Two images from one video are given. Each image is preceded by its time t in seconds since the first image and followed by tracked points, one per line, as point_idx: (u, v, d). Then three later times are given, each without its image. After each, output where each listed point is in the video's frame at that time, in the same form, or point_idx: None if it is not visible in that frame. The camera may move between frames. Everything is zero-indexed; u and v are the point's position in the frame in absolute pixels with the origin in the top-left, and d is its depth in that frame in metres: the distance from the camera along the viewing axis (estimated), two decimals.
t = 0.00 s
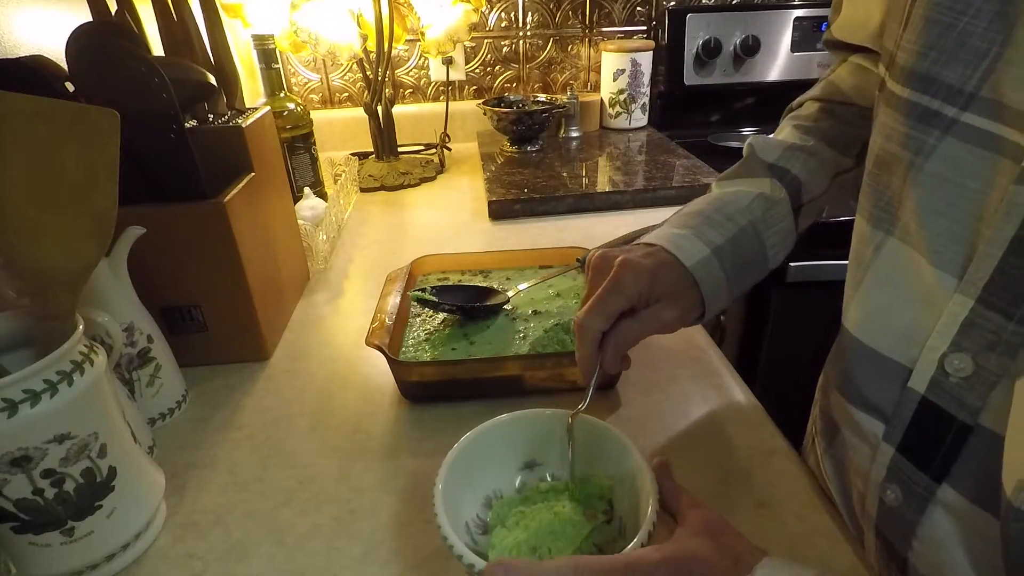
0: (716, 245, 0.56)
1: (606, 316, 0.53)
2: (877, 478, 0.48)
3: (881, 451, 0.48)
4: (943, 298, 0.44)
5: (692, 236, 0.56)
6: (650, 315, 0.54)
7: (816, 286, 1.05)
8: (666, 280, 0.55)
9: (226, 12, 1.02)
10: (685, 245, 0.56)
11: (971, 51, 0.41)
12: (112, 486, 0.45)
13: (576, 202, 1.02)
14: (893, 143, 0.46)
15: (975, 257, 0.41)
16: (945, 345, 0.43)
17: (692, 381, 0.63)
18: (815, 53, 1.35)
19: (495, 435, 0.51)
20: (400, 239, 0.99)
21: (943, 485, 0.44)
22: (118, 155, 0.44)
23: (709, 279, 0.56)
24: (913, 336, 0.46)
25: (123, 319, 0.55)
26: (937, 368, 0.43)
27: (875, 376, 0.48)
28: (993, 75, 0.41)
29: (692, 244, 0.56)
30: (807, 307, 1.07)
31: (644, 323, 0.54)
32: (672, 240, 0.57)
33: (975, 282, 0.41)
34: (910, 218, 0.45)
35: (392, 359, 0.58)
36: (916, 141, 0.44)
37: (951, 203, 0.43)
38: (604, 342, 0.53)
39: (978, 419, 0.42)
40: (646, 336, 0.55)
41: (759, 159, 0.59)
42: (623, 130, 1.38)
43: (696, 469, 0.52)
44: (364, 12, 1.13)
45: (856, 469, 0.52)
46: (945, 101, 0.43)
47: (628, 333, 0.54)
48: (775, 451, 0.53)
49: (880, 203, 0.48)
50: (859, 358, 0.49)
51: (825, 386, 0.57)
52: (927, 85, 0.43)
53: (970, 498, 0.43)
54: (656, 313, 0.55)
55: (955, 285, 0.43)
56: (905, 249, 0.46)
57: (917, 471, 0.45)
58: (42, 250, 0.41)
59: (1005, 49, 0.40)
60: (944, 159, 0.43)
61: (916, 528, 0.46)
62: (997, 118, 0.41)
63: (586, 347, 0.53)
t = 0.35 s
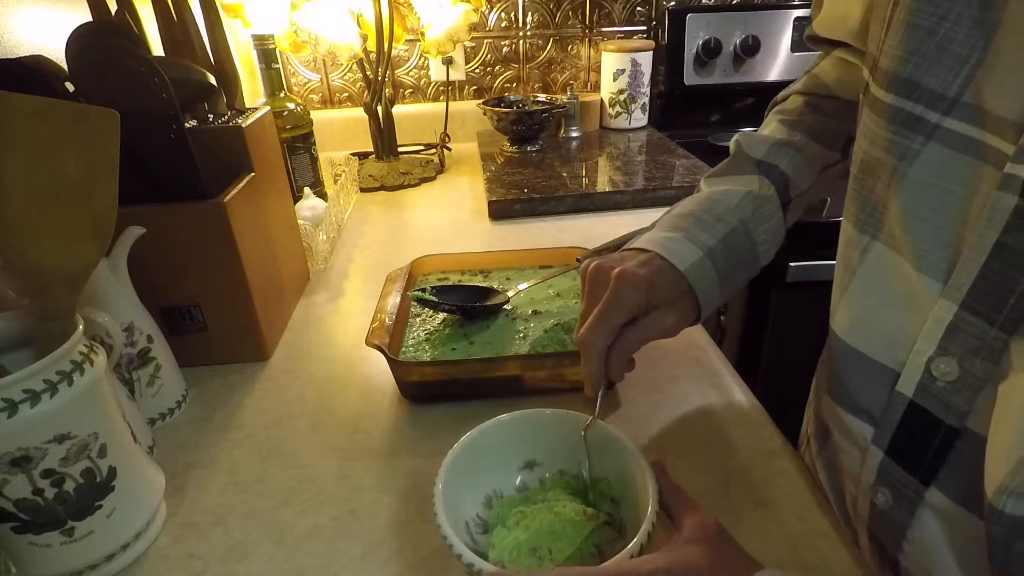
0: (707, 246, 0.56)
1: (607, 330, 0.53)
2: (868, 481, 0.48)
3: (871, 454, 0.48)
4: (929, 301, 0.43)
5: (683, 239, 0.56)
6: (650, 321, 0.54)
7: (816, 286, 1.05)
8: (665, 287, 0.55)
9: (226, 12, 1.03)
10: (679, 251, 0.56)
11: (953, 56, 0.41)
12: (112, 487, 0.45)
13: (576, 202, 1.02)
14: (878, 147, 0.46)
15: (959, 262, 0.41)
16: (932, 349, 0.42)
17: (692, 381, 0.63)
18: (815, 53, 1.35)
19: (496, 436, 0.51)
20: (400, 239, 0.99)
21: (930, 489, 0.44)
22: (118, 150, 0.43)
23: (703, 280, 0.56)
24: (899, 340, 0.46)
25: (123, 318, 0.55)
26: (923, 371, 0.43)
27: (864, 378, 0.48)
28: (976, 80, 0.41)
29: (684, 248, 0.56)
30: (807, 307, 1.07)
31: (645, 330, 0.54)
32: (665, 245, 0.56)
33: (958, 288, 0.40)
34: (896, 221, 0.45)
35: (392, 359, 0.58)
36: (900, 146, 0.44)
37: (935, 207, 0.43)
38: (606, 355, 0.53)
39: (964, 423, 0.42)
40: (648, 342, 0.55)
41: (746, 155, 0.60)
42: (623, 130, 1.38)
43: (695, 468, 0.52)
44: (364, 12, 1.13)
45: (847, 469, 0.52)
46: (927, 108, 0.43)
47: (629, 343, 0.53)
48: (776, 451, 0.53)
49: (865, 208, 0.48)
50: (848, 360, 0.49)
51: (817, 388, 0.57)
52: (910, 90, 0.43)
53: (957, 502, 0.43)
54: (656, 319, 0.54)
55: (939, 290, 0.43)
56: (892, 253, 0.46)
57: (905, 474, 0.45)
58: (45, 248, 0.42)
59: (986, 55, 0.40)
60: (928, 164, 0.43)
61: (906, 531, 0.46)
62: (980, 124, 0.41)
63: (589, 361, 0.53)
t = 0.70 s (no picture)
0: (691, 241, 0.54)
1: (605, 341, 0.50)
2: (866, 482, 0.48)
3: (869, 456, 0.48)
4: (929, 305, 0.43)
5: (666, 236, 0.54)
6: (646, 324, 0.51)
7: (816, 286, 1.05)
8: (659, 291, 0.52)
9: (226, 12, 1.03)
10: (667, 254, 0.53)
11: (956, 55, 0.41)
12: (112, 486, 0.45)
13: (576, 202, 1.02)
14: (878, 149, 0.46)
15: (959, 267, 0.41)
16: (930, 352, 0.42)
17: (692, 382, 0.63)
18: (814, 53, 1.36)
19: (496, 436, 0.51)
20: (400, 239, 0.99)
21: (926, 492, 0.44)
22: (117, 156, 0.43)
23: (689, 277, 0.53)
24: (899, 340, 0.46)
25: (123, 318, 0.55)
26: (921, 375, 0.43)
27: (865, 379, 0.48)
28: (981, 80, 0.40)
29: (669, 247, 0.53)
30: (807, 307, 1.07)
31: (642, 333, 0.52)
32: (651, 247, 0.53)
33: (957, 291, 0.40)
34: (898, 223, 0.45)
35: (392, 359, 0.58)
36: (900, 147, 0.44)
37: (934, 210, 0.43)
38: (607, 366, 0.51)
39: (960, 427, 0.42)
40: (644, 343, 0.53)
41: (725, 143, 0.59)
42: (623, 130, 1.38)
43: (695, 468, 0.52)
44: (364, 12, 1.13)
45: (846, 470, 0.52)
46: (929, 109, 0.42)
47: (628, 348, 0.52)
48: (775, 451, 0.54)
49: (864, 209, 0.48)
50: (850, 359, 0.49)
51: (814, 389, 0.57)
52: (912, 89, 0.43)
53: (953, 505, 0.43)
54: (653, 321, 0.52)
55: (939, 294, 0.43)
56: (892, 255, 0.46)
57: (902, 475, 0.45)
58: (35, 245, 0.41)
59: (991, 55, 0.39)
60: (928, 166, 0.43)
61: (903, 532, 0.46)
62: (980, 125, 0.41)
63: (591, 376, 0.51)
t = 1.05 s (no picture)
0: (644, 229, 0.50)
1: (580, 353, 0.49)
2: (867, 483, 0.48)
3: (873, 457, 0.48)
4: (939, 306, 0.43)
5: (621, 231, 0.50)
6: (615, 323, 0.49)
7: (816, 286, 1.05)
8: (623, 292, 0.50)
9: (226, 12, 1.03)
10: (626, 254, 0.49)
11: (974, 49, 0.40)
12: (112, 486, 0.45)
13: (576, 202, 1.02)
14: (894, 145, 0.45)
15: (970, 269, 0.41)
16: (937, 354, 0.42)
17: (693, 382, 0.63)
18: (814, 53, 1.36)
19: (498, 434, 0.51)
20: (399, 239, 0.98)
21: (928, 494, 0.44)
22: (118, 154, 0.44)
23: (654, 274, 0.50)
24: (907, 340, 0.46)
25: (123, 318, 0.55)
26: (927, 377, 0.43)
27: (872, 378, 0.48)
28: (999, 75, 0.40)
29: (625, 245, 0.49)
30: (807, 308, 1.07)
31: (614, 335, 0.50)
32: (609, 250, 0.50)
33: (966, 295, 0.40)
34: (909, 222, 0.44)
35: (392, 359, 0.58)
36: (915, 144, 0.43)
37: (950, 208, 0.42)
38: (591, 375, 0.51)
39: (964, 430, 0.42)
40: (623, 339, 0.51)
41: (687, 122, 0.54)
42: (622, 130, 1.38)
43: (695, 468, 0.53)
44: (364, 12, 1.13)
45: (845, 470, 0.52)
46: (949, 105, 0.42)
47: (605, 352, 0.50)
48: (774, 451, 0.54)
49: (875, 206, 0.47)
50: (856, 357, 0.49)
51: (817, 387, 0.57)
52: (928, 84, 0.42)
53: (953, 505, 0.43)
54: (622, 320, 0.49)
55: (949, 294, 0.43)
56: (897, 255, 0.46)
57: (904, 477, 0.45)
58: (39, 245, 0.41)
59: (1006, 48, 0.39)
60: (943, 163, 0.42)
61: (901, 531, 0.46)
62: (998, 124, 0.40)
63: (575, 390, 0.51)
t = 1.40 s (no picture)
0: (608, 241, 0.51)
1: (557, 369, 0.51)
2: (868, 484, 0.48)
3: (873, 458, 0.48)
4: (939, 311, 0.43)
5: (579, 245, 0.51)
6: (592, 330, 0.50)
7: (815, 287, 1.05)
8: (594, 303, 0.50)
9: (226, 12, 1.03)
10: (591, 268, 0.50)
11: (978, 50, 0.40)
12: (112, 486, 0.45)
13: (576, 202, 1.02)
14: (894, 147, 0.45)
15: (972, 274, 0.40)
16: (937, 360, 0.42)
17: (693, 382, 0.63)
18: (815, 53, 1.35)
19: (498, 434, 0.51)
20: (399, 239, 0.98)
21: (925, 497, 0.44)
22: (118, 153, 0.43)
23: (623, 284, 0.50)
24: (908, 344, 0.46)
25: (123, 318, 0.55)
26: (928, 382, 0.43)
27: (873, 380, 0.48)
28: (1001, 77, 0.39)
29: (590, 258, 0.50)
30: (807, 308, 1.07)
31: (592, 340, 0.51)
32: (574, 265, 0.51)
33: (969, 299, 0.40)
34: (910, 224, 0.44)
35: (393, 359, 0.58)
36: (916, 148, 0.43)
37: (950, 213, 0.42)
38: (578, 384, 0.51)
39: (962, 436, 0.42)
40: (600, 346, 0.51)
41: (655, 133, 0.54)
42: (622, 130, 1.38)
43: (695, 467, 0.53)
44: (364, 12, 1.13)
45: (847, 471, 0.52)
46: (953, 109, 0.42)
47: (588, 358, 0.51)
48: (774, 451, 0.54)
49: (876, 210, 0.47)
50: (858, 358, 0.49)
51: (816, 389, 0.57)
52: (929, 86, 0.42)
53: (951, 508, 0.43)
54: (597, 327, 0.50)
55: (951, 300, 0.42)
56: (898, 258, 0.46)
57: (902, 481, 0.45)
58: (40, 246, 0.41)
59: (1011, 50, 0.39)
60: (944, 166, 0.42)
61: (901, 532, 0.46)
62: (1000, 127, 0.40)
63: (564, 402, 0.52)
